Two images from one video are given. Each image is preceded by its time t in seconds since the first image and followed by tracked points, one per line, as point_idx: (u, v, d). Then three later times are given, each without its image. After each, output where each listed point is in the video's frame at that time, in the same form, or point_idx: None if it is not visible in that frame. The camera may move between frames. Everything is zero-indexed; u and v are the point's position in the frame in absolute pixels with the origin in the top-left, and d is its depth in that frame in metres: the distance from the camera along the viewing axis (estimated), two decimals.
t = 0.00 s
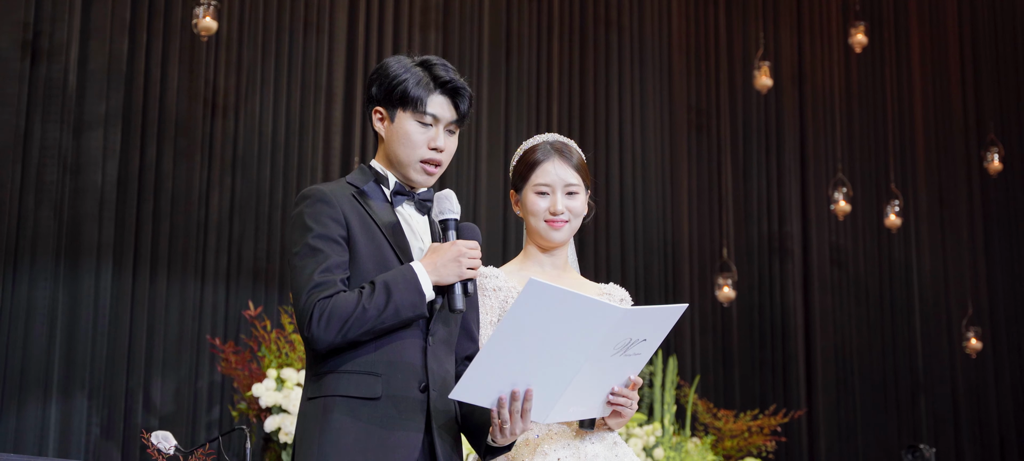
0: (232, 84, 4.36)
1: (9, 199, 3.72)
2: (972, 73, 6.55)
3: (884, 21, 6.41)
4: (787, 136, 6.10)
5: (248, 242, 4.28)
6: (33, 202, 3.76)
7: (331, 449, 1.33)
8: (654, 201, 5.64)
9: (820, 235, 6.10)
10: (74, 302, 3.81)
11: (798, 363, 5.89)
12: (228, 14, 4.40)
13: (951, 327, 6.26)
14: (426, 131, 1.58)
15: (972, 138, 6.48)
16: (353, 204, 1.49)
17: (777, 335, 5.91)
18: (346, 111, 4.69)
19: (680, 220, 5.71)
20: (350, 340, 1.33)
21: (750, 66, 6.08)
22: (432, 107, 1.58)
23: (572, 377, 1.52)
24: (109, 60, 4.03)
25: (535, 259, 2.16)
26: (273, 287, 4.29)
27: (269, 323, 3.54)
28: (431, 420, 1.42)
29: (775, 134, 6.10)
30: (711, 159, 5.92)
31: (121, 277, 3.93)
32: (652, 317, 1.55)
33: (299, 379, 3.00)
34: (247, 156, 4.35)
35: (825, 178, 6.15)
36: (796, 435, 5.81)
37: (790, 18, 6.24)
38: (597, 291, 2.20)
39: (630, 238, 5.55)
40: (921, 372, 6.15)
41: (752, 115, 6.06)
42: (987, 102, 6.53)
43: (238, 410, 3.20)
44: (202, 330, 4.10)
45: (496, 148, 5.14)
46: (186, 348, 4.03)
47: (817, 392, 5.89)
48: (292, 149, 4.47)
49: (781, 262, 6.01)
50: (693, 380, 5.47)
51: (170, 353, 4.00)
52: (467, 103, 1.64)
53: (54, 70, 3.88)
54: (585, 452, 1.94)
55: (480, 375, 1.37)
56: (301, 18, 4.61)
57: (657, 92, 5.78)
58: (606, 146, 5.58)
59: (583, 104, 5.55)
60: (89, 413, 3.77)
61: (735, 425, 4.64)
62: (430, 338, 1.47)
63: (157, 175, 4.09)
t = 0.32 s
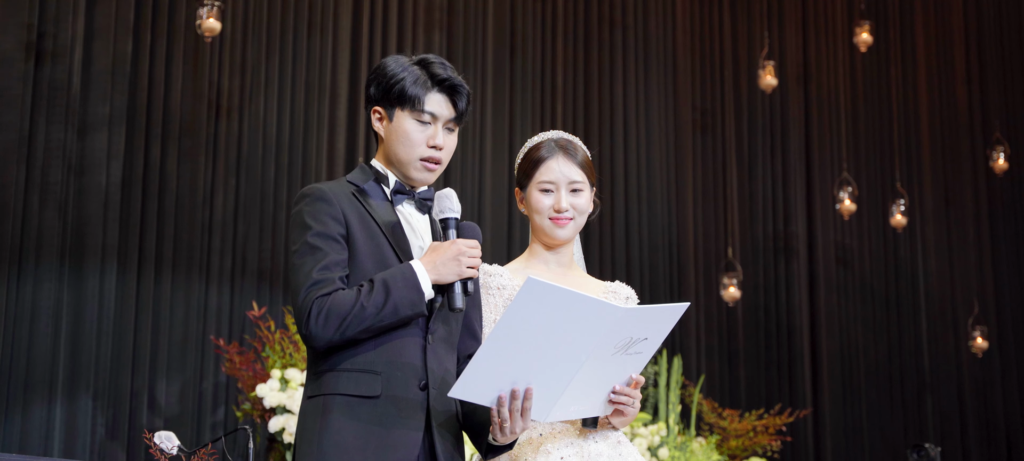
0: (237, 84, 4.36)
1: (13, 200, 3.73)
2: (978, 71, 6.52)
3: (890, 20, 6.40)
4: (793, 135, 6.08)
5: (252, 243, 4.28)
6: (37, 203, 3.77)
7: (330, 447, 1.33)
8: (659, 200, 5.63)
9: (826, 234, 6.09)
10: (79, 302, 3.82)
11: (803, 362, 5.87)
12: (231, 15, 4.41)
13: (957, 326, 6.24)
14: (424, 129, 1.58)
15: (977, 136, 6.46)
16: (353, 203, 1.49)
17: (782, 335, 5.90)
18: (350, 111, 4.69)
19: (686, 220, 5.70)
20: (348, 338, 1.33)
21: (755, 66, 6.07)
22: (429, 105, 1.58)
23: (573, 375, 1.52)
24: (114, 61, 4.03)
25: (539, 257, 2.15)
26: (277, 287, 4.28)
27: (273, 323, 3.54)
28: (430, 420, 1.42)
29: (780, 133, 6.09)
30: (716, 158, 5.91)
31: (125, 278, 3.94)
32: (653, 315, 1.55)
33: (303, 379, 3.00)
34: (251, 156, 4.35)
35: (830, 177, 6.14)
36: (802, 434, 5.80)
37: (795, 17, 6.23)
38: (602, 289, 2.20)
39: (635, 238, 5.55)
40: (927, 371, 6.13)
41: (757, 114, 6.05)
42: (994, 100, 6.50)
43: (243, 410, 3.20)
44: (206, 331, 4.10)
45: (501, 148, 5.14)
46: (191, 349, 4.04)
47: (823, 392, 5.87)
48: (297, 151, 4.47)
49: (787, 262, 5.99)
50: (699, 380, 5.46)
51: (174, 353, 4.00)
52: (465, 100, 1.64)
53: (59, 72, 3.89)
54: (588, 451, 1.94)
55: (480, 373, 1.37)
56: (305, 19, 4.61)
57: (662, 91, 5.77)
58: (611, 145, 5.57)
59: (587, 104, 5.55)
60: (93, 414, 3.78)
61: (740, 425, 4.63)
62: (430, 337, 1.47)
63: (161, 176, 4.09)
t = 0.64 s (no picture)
0: (240, 87, 4.37)
1: (17, 203, 3.73)
2: (982, 70, 6.50)
3: (893, 20, 6.38)
4: (797, 135, 6.07)
5: (256, 245, 4.28)
6: (41, 205, 3.78)
7: (337, 445, 1.32)
8: (663, 201, 5.63)
9: (830, 234, 6.07)
10: (82, 304, 3.82)
11: (808, 364, 5.86)
12: (234, 17, 4.42)
13: (962, 326, 6.22)
14: (421, 119, 1.59)
15: (981, 136, 6.44)
16: (355, 201, 1.49)
17: (787, 336, 5.89)
18: (354, 113, 4.70)
19: (690, 220, 5.69)
20: (354, 334, 1.33)
21: (759, 66, 6.07)
22: (422, 94, 1.60)
23: (576, 374, 1.52)
24: (116, 63, 4.04)
25: (541, 257, 2.15)
26: (281, 289, 4.28)
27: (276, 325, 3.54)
28: (436, 417, 1.41)
29: (784, 134, 6.08)
30: (720, 159, 5.90)
31: (129, 280, 3.94)
32: (657, 314, 1.55)
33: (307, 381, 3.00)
34: (255, 158, 4.36)
35: (835, 178, 6.13)
36: (806, 435, 5.79)
37: (798, 17, 6.22)
38: (605, 289, 2.20)
39: (639, 239, 5.54)
40: (932, 372, 6.11)
41: (761, 115, 6.04)
42: (998, 100, 6.48)
43: (246, 412, 3.20)
44: (210, 333, 4.11)
45: (505, 150, 5.14)
46: (195, 351, 4.04)
47: (827, 392, 5.86)
48: (300, 153, 4.48)
49: (791, 262, 5.98)
50: (703, 380, 5.45)
51: (178, 355, 4.01)
52: (456, 87, 1.66)
53: (62, 74, 3.90)
54: (590, 451, 1.93)
55: (484, 372, 1.36)
56: (307, 20, 4.62)
57: (665, 92, 5.77)
58: (615, 146, 5.57)
59: (591, 106, 5.55)
60: (98, 416, 3.78)
61: (744, 425, 4.62)
62: (434, 334, 1.47)
63: (165, 178, 4.10)
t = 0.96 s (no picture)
0: (244, 87, 4.37)
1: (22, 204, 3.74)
2: (988, 68, 6.47)
3: (899, 18, 6.36)
4: (802, 134, 6.06)
5: (261, 245, 4.28)
6: (46, 206, 3.79)
7: (341, 446, 1.32)
8: (668, 200, 5.62)
9: (836, 233, 6.06)
10: (87, 305, 3.83)
11: (814, 363, 5.85)
12: (238, 18, 4.43)
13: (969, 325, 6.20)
14: (421, 119, 1.59)
15: (987, 133, 6.42)
16: (358, 202, 1.49)
17: (793, 335, 5.87)
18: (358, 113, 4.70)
19: (695, 220, 5.68)
20: (358, 336, 1.32)
21: (764, 65, 6.05)
22: (422, 93, 1.60)
23: (579, 373, 1.51)
24: (121, 64, 4.04)
25: (544, 257, 2.15)
26: (286, 289, 4.28)
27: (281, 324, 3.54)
28: (440, 417, 1.41)
29: (789, 133, 6.06)
30: (726, 158, 5.88)
31: (134, 281, 3.95)
32: (660, 313, 1.54)
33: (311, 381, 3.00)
34: (260, 157, 4.37)
35: (840, 177, 6.11)
36: (812, 434, 5.77)
37: (804, 17, 6.21)
38: (609, 288, 2.19)
39: (645, 238, 5.53)
40: (939, 371, 6.09)
41: (766, 114, 6.03)
42: (1005, 97, 6.45)
43: (251, 412, 3.20)
44: (215, 333, 4.11)
45: (509, 149, 5.14)
46: (200, 351, 4.05)
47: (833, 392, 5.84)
48: (305, 153, 4.49)
49: (797, 261, 5.97)
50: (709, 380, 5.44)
51: (183, 356, 4.02)
52: (456, 87, 1.65)
53: (66, 74, 3.90)
54: (593, 451, 1.93)
55: (487, 370, 1.36)
56: (311, 20, 4.62)
57: (670, 91, 5.76)
58: (619, 145, 5.57)
59: (596, 105, 5.54)
60: (102, 417, 3.79)
61: (749, 424, 4.61)
62: (438, 334, 1.46)
63: (170, 178, 4.10)
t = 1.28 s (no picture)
0: (249, 87, 4.38)
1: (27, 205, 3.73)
2: (995, 65, 6.45)
3: (905, 16, 6.34)
4: (808, 133, 6.04)
5: (266, 245, 4.29)
6: (52, 206, 3.79)
7: (342, 447, 1.32)
8: (674, 198, 5.61)
9: (843, 231, 6.04)
10: (93, 305, 3.83)
11: (820, 362, 5.83)
12: (244, 17, 4.43)
13: (976, 323, 6.17)
14: (432, 130, 1.57)
15: (994, 131, 6.39)
16: (361, 202, 1.48)
17: (799, 334, 5.86)
18: (363, 113, 4.70)
19: (701, 218, 5.67)
20: (358, 337, 1.32)
21: (770, 63, 6.04)
22: (439, 106, 1.58)
23: (581, 372, 1.51)
24: (126, 65, 4.04)
25: (547, 255, 2.14)
26: (292, 289, 4.29)
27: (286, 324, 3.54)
28: (441, 417, 1.41)
29: (796, 131, 6.05)
30: (732, 157, 5.87)
31: (140, 281, 3.95)
32: (662, 312, 1.54)
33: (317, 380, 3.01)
34: (265, 157, 4.37)
35: (847, 175, 6.10)
36: (819, 433, 5.76)
37: (810, 15, 6.19)
38: (612, 286, 2.19)
39: (651, 236, 5.52)
40: (946, 368, 6.07)
41: (772, 112, 6.01)
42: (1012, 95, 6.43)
43: (256, 411, 3.21)
44: (221, 333, 4.12)
45: (515, 148, 5.14)
46: (206, 350, 4.06)
47: (840, 390, 5.82)
48: (310, 153, 4.49)
49: (803, 260, 5.95)
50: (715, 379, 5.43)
51: (190, 356, 4.02)
52: (473, 103, 1.64)
53: (72, 74, 3.90)
54: (596, 450, 1.93)
55: (489, 370, 1.36)
56: (316, 19, 4.62)
57: (676, 89, 5.74)
58: (626, 144, 5.56)
59: (601, 104, 5.54)
60: (109, 417, 3.79)
61: (755, 423, 4.60)
62: (440, 335, 1.46)
63: (175, 178, 4.11)
